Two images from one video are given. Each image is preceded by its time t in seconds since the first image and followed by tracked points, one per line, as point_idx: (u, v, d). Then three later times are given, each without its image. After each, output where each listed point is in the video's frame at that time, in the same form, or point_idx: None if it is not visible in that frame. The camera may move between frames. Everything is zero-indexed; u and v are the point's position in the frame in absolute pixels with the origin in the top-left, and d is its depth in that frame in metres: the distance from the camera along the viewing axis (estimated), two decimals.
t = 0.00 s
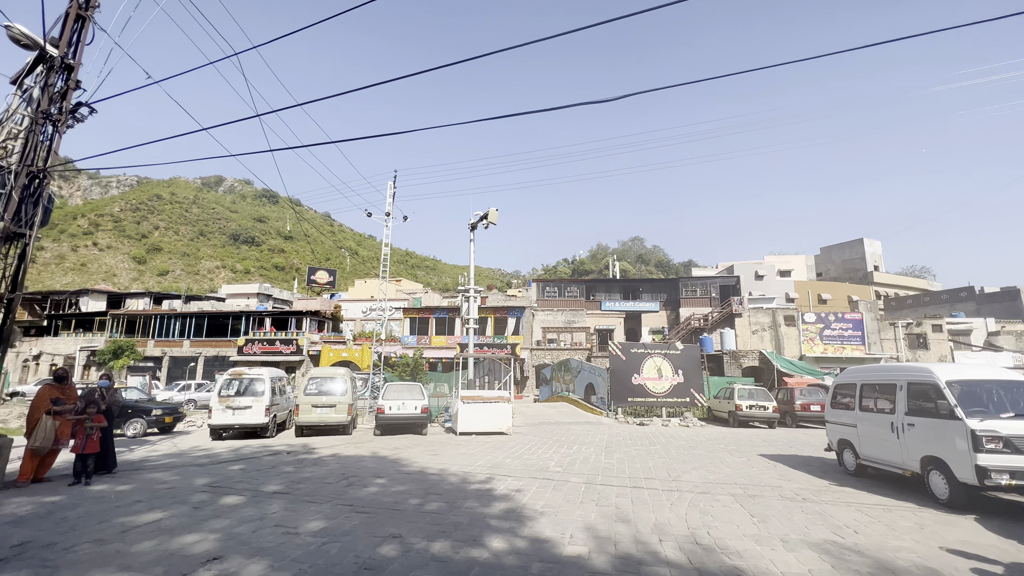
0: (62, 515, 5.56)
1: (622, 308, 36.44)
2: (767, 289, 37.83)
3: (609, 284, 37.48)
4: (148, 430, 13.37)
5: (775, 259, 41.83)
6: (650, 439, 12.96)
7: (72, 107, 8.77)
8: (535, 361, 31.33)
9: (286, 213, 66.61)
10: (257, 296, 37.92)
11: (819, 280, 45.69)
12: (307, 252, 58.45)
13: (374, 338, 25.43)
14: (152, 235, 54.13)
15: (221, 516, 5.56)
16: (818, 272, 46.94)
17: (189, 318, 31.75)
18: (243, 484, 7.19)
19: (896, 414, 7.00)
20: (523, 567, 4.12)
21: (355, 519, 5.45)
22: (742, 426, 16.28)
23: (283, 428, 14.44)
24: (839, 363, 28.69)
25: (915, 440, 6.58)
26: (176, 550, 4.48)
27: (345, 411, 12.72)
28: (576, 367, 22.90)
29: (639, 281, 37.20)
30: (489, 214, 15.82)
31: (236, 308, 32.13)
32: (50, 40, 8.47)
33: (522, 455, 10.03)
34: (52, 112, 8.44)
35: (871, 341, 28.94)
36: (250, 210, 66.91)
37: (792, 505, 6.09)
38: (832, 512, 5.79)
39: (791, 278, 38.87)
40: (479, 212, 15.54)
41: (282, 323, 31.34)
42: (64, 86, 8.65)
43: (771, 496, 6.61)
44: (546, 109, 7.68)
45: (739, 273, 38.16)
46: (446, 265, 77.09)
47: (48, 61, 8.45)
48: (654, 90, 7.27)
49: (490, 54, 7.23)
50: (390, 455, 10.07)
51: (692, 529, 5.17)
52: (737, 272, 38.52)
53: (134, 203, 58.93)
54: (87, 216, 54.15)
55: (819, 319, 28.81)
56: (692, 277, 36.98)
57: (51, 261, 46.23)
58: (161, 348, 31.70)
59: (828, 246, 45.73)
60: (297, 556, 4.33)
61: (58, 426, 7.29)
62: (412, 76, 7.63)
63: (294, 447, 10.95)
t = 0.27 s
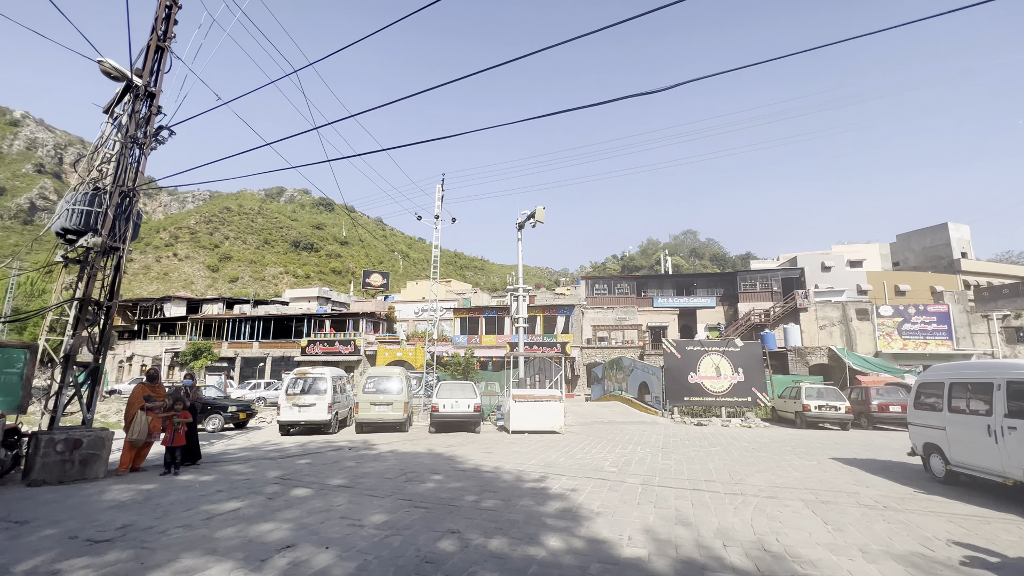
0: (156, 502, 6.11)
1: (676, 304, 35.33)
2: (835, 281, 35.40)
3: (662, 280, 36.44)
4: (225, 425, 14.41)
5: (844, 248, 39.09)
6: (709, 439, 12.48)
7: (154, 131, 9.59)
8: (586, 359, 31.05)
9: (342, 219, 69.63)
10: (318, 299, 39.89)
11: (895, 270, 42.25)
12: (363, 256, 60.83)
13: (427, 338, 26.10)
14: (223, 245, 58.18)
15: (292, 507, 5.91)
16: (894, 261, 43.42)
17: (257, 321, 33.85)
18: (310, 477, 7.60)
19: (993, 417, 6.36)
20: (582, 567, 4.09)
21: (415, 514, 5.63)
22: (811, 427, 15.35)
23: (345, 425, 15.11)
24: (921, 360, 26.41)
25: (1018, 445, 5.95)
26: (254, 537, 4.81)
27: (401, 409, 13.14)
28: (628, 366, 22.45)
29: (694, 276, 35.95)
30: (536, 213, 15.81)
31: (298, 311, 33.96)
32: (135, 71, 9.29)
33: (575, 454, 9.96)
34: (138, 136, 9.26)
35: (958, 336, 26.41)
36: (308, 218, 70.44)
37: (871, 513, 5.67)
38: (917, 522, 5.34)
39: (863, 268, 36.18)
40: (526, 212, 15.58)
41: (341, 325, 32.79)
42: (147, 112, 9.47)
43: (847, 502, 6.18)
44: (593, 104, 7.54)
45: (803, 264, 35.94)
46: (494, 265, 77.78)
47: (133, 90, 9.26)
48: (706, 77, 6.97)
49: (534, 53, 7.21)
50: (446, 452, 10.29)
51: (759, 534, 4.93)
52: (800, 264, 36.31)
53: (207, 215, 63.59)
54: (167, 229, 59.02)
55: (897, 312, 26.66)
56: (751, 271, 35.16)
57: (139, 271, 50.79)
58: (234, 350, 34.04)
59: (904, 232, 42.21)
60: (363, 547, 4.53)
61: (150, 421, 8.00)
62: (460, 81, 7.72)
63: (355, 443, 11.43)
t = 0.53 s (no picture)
0: (240, 493, 6.59)
1: (738, 300, 33.67)
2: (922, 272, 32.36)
3: (723, 276, 34.82)
4: (296, 423, 15.31)
5: (930, 235, 35.66)
6: (779, 443, 11.78)
7: (230, 151, 10.36)
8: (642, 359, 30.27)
9: (398, 225, 72.05)
10: (377, 303, 41.50)
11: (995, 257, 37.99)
12: (418, 260, 62.65)
13: (482, 339, 26.46)
14: (290, 253, 61.85)
15: (360, 502, 6.18)
16: (993, 247, 39.06)
17: (322, 324, 35.65)
18: (376, 474, 7.90)
19: None
20: (647, 572, 3.98)
21: (477, 512, 5.71)
22: (898, 432, 14.11)
23: (405, 423, 15.61)
24: None
25: None
26: (327, 529, 5.07)
27: (459, 409, 13.39)
28: (689, 366, 21.67)
29: (758, 270, 34.14)
30: (587, 210, 15.62)
31: (360, 315, 35.47)
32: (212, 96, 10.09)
33: (636, 456, 9.72)
34: (216, 156, 10.04)
35: None
36: (367, 225, 73.36)
37: (974, 528, 5.12)
38: None
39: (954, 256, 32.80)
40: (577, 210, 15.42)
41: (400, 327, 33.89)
42: (224, 133, 10.25)
43: (944, 515, 5.62)
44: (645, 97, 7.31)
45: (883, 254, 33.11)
46: (547, 265, 77.54)
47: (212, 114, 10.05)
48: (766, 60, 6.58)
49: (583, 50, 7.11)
50: (504, 452, 10.38)
51: (841, 546, 4.59)
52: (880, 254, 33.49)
53: (276, 226, 67.91)
54: (241, 241, 63.58)
55: (998, 304, 24.02)
56: (823, 262, 32.69)
57: (218, 281, 55.08)
58: (302, 352, 36.12)
59: (1004, 214, 37.88)
60: (427, 543, 4.65)
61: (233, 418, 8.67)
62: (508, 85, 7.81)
63: (416, 442, 11.78)
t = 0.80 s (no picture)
0: (314, 488, 6.97)
1: (812, 296, 31.48)
2: None
3: (793, 270, 32.69)
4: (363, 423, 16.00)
5: None
6: (864, 450, 10.86)
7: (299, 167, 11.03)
8: (705, 360, 29.09)
9: (453, 230, 73.58)
10: (435, 307, 42.60)
11: None
12: (473, 263, 63.64)
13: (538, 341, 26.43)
14: (352, 261, 64.85)
15: (425, 500, 6.35)
16: None
17: (384, 328, 37.06)
18: (439, 473, 8.09)
19: None
20: None
21: (539, 514, 5.70)
22: (1008, 440, 12.59)
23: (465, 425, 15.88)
24: None
25: None
26: (395, 525, 5.25)
27: (517, 411, 13.45)
28: (758, 367, 20.53)
29: (834, 263, 31.81)
30: (643, 208, 15.21)
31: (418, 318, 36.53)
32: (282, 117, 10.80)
33: (702, 462, 9.32)
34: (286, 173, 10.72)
35: None
36: (423, 231, 75.52)
37: None
38: None
39: None
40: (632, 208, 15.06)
41: (457, 330, 34.53)
42: (293, 151, 10.93)
43: None
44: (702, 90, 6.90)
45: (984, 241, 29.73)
46: (602, 264, 76.24)
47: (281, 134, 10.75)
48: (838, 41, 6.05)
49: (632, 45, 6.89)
50: (564, 454, 10.29)
51: (944, 567, 4.15)
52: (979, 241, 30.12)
53: (339, 236, 71.47)
54: (309, 251, 67.46)
55: None
56: (910, 253, 29.76)
57: (289, 289, 58.73)
58: (366, 355, 37.71)
59: None
60: (491, 543, 4.70)
61: (307, 417, 9.19)
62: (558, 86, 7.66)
63: (476, 443, 11.95)
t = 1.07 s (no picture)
0: (382, 487, 7.25)
1: (896, 292, 28.83)
2: None
3: (875, 264, 30.17)
4: (424, 425, 16.45)
5: None
6: (965, 462, 9.78)
7: (360, 180, 11.55)
8: (775, 362, 27.83)
9: (506, 234, 74.23)
10: (490, 310, 43.23)
11: None
12: (527, 267, 63.79)
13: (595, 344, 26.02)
14: (410, 268, 66.99)
15: (488, 502, 6.42)
16: None
17: (441, 333, 37.88)
18: (500, 476, 8.16)
19: None
20: None
21: (602, 520, 5.60)
22: None
23: (523, 428, 15.91)
24: None
25: None
26: (459, 526, 5.35)
27: (575, 414, 13.29)
28: (836, 370, 19.05)
29: (925, 254, 29.03)
30: (703, 203, 14.59)
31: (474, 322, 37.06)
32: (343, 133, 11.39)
33: (776, 470, 8.77)
34: (349, 186, 11.26)
35: None
36: (477, 236, 76.74)
37: None
38: None
39: None
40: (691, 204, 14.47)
41: (512, 333, 34.65)
42: (354, 165, 11.48)
43: None
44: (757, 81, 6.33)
45: None
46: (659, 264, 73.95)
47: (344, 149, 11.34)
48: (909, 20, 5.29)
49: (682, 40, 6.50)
50: (625, 459, 10.05)
51: None
52: None
53: (397, 244, 74.10)
54: (369, 260, 70.43)
55: None
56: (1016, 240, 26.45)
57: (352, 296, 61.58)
58: (425, 358, 38.76)
59: None
60: (555, 548, 4.67)
61: (373, 418, 9.59)
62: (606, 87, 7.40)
63: (535, 446, 11.93)
